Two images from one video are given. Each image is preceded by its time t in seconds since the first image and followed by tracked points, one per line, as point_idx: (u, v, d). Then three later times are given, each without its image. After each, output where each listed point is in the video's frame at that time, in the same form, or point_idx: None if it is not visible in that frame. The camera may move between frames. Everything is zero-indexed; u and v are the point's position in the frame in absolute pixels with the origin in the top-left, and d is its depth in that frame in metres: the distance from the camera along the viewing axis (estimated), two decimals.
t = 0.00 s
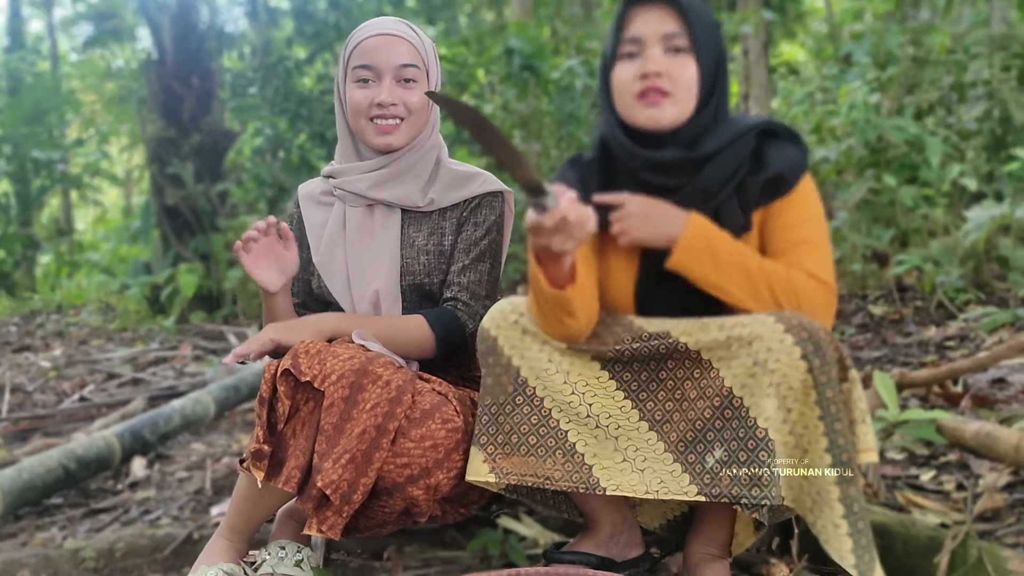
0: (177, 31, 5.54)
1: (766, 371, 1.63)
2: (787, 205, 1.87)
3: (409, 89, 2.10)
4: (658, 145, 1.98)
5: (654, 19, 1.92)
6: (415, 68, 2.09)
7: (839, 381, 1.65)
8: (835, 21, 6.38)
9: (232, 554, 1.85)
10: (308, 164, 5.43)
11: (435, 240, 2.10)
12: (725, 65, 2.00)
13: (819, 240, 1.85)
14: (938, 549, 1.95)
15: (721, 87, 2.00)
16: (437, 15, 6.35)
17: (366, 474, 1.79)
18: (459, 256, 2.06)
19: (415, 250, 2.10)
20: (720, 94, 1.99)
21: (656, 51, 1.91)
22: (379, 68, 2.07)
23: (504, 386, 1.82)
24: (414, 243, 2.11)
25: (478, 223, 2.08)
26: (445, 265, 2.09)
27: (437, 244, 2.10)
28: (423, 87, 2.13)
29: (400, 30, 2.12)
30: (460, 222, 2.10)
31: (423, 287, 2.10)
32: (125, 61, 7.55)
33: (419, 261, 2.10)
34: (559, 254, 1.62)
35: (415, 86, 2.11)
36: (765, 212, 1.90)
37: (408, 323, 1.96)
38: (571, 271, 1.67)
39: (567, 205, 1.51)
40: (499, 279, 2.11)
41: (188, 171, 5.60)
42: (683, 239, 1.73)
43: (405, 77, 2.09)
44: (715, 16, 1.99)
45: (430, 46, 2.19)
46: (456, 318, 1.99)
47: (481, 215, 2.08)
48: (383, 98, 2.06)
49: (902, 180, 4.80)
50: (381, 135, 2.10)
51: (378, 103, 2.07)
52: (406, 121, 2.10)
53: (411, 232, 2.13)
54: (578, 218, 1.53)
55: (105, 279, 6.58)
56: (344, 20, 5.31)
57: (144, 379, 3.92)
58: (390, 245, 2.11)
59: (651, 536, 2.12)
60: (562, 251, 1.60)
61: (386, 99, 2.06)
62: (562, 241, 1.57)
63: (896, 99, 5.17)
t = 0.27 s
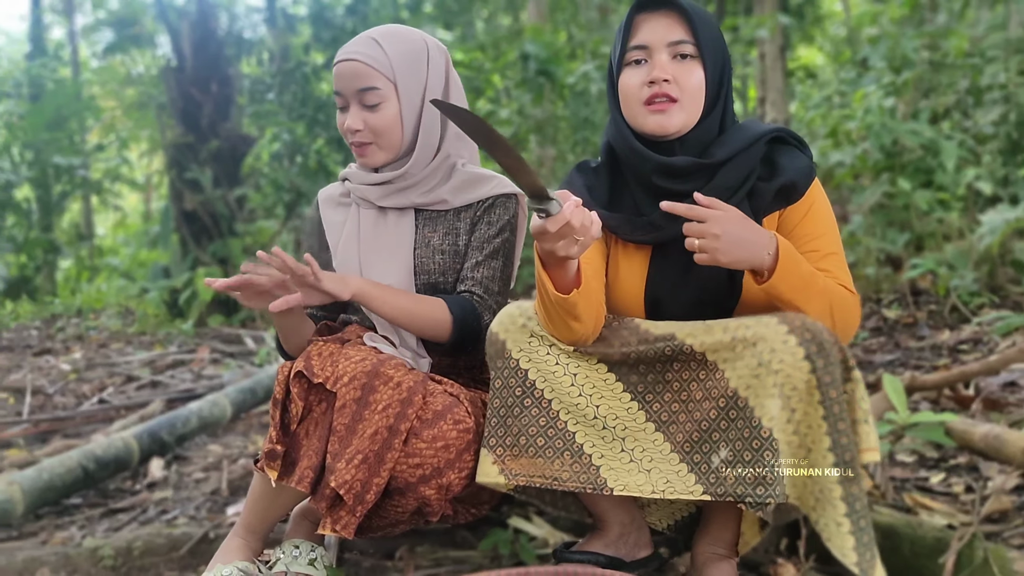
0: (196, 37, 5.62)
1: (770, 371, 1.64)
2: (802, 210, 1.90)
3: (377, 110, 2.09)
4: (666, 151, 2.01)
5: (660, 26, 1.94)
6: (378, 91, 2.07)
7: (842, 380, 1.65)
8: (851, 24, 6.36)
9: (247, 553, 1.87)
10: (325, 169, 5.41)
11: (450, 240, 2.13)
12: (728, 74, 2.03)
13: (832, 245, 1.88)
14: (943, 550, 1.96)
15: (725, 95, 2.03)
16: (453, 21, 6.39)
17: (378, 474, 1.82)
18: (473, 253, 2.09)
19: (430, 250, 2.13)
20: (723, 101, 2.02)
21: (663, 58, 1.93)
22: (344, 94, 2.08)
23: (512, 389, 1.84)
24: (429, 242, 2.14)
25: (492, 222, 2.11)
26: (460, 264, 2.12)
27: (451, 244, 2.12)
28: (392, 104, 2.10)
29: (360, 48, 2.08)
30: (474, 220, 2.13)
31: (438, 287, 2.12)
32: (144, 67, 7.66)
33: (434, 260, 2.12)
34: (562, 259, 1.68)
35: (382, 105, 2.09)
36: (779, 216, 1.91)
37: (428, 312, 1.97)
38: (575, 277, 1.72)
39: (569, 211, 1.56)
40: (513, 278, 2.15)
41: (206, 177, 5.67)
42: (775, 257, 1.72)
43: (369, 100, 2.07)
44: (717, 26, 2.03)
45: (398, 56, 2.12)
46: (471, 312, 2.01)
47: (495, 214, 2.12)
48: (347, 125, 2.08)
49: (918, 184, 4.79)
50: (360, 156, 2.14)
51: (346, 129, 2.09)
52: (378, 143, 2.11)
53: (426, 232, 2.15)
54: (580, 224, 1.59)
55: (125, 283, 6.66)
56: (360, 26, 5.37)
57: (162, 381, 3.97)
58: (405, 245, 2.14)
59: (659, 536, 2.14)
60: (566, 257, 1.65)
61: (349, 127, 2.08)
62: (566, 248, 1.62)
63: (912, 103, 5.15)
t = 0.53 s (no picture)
0: (215, 45, 5.71)
1: (773, 369, 1.66)
2: (808, 214, 1.90)
3: (338, 135, 2.14)
4: (673, 153, 2.02)
5: (670, 29, 1.97)
6: (333, 117, 2.12)
7: (846, 378, 1.66)
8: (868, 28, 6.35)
9: (263, 548, 1.91)
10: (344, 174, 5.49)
11: (448, 243, 2.17)
12: (738, 77, 2.05)
13: (838, 250, 1.88)
14: (948, 547, 1.98)
15: (734, 98, 2.05)
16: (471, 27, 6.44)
17: (387, 470, 1.85)
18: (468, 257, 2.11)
19: (428, 255, 2.17)
20: (732, 105, 2.04)
21: (673, 61, 1.96)
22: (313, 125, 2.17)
23: (520, 387, 1.87)
24: (426, 247, 2.18)
25: (489, 223, 2.12)
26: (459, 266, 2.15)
27: (449, 248, 2.16)
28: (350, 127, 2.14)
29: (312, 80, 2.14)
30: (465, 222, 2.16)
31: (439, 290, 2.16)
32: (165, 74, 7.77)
33: (432, 265, 2.16)
34: (571, 258, 1.69)
35: (341, 129, 2.14)
36: (789, 220, 1.91)
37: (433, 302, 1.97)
38: (583, 275, 1.74)
39: (577, 211, 1.59)
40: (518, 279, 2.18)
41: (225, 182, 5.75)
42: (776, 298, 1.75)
43: (329, 128, 2.14)
44: (728, 30, 2.05)
45: (346, 78, 2.14)
46: (474, 310, 2.02)
47: (492, 215, 2.13)
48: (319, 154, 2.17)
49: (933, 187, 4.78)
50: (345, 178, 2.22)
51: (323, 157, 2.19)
52: (349, 164, 2.18)
53: (424, 237, 2.19)
54: (587, 224, 1.62)
55: (145, 288, 6.76)
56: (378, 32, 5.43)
57: (182, 383, 4.03)
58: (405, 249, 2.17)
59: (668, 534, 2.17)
60: (574, 257, 1.67)
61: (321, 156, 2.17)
62: (574, 248, 1.64)
63: (928, 106, 5.14)
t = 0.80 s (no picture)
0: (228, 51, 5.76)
1: (778, 373, 1.67)
2: (812, 221, 1.90)
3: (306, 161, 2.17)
4: (681, 158, 2.04)
5: (678, 37, 1.99)
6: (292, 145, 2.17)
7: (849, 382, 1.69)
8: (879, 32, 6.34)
9: (271, 551, 1.93)
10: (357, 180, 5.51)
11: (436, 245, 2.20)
12: (745, 82, 2.06)
13: (844, 257, 1.88)
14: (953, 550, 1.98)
15: (741, 103, 2.07)
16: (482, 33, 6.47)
17: (389, 471, 1.87)
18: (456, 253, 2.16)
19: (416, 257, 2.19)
20: (739, 110, 2.05)
21: (680, 68, 1.97)
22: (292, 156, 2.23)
23: (526, 391, 1.89)
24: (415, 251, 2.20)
25: (472, 217, 2.16)
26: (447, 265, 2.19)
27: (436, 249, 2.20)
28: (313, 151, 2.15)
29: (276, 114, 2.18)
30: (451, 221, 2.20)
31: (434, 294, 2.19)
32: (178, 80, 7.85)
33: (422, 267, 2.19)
34: (577, 268, 1.71)
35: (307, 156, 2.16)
36: (795, 226, 1.92)
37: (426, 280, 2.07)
38: (589, 284, 1.76)
39: (583, 224, 1.60)
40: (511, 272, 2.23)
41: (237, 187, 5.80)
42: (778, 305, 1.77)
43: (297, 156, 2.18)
44: (735, 36, 2.06)
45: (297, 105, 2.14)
46: (460, 295, 2.06)
47: (475, 208, 2.17)
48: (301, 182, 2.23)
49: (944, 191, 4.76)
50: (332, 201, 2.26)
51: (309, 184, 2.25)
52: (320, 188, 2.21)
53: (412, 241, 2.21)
54: (595, 234, 1.63)
55: (159, 292, 6.81)
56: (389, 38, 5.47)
57: (195, 387, 4.06)
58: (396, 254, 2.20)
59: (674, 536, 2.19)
60: (580, 266, 1.69)
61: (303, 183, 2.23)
62: (581, 257, 1.66)
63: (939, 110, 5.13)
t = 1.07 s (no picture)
0: (231, 54, 5.76)
1: (779, 379, 1.67)
2: (813, 225, 1.90)
3: (305, 163, 2.22)
4: (681, 162, 2.05)
5: (680, 41, 1.99)
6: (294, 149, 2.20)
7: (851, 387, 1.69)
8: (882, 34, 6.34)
9: (272, 554, 1.93)
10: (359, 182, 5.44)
11: (440, 253, 2.19)
12: (746, 87, 2.06)
13: (846, 262, 1.88)
14: (952, 554, 1.98)
15: (742, 108, 2.06)
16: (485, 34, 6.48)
17: (388, 475, 1.88)
18: (474, 271, 2.14)
19: (420, 265, 2.18)
20: (740, 114, 2.05)
21: (681, 72, 1.98)
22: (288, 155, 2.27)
23: (528, 395, 1.89)
24: (418, 258, 2.19)
25: (484, 229, 2.15)
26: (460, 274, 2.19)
27: (441, 257, 2.18)
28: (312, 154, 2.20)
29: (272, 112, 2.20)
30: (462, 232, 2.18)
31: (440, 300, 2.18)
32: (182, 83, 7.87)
33: (425, 276, 2.19)
34: (580, 274, 1.72)
35: (306, 158, 2.21)
36: (795, 230, 1.92)
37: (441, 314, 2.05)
38: (592, 289, 1.77)
39: (588, 230, 1.60)
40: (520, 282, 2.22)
41: (241, 190, 5.80)
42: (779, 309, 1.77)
43: (296, 157, 2.22)
44: (737, 41, 2.06)
45: (298, 107, 2.17)
46: (493, 321, 2.09)
47: (484, 219, 2.15)
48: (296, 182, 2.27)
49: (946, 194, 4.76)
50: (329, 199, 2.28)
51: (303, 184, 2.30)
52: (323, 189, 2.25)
53: (413, 248, 2.19)
54: (598, 241, 1.63)
55: (162, 294, 6.83)
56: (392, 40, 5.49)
57: (197, 390, 4.07)
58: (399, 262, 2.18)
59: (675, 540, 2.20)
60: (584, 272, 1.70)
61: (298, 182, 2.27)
62: (583, 264, 1.67)
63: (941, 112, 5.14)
